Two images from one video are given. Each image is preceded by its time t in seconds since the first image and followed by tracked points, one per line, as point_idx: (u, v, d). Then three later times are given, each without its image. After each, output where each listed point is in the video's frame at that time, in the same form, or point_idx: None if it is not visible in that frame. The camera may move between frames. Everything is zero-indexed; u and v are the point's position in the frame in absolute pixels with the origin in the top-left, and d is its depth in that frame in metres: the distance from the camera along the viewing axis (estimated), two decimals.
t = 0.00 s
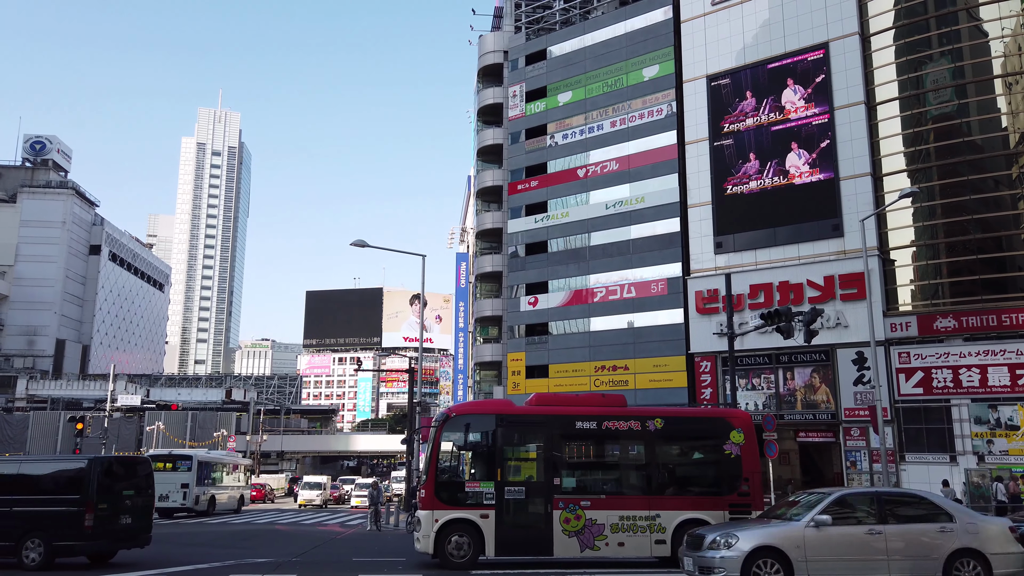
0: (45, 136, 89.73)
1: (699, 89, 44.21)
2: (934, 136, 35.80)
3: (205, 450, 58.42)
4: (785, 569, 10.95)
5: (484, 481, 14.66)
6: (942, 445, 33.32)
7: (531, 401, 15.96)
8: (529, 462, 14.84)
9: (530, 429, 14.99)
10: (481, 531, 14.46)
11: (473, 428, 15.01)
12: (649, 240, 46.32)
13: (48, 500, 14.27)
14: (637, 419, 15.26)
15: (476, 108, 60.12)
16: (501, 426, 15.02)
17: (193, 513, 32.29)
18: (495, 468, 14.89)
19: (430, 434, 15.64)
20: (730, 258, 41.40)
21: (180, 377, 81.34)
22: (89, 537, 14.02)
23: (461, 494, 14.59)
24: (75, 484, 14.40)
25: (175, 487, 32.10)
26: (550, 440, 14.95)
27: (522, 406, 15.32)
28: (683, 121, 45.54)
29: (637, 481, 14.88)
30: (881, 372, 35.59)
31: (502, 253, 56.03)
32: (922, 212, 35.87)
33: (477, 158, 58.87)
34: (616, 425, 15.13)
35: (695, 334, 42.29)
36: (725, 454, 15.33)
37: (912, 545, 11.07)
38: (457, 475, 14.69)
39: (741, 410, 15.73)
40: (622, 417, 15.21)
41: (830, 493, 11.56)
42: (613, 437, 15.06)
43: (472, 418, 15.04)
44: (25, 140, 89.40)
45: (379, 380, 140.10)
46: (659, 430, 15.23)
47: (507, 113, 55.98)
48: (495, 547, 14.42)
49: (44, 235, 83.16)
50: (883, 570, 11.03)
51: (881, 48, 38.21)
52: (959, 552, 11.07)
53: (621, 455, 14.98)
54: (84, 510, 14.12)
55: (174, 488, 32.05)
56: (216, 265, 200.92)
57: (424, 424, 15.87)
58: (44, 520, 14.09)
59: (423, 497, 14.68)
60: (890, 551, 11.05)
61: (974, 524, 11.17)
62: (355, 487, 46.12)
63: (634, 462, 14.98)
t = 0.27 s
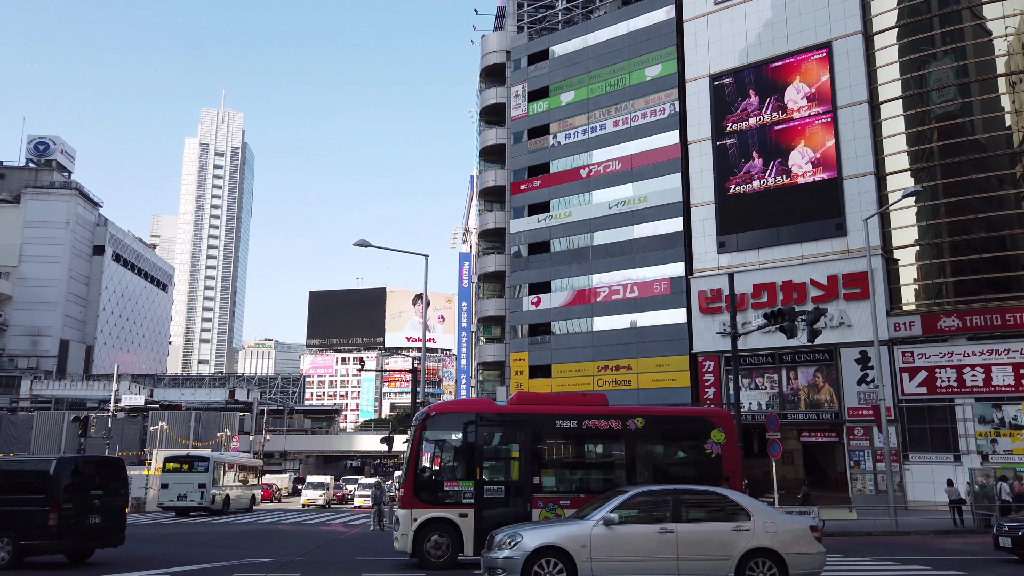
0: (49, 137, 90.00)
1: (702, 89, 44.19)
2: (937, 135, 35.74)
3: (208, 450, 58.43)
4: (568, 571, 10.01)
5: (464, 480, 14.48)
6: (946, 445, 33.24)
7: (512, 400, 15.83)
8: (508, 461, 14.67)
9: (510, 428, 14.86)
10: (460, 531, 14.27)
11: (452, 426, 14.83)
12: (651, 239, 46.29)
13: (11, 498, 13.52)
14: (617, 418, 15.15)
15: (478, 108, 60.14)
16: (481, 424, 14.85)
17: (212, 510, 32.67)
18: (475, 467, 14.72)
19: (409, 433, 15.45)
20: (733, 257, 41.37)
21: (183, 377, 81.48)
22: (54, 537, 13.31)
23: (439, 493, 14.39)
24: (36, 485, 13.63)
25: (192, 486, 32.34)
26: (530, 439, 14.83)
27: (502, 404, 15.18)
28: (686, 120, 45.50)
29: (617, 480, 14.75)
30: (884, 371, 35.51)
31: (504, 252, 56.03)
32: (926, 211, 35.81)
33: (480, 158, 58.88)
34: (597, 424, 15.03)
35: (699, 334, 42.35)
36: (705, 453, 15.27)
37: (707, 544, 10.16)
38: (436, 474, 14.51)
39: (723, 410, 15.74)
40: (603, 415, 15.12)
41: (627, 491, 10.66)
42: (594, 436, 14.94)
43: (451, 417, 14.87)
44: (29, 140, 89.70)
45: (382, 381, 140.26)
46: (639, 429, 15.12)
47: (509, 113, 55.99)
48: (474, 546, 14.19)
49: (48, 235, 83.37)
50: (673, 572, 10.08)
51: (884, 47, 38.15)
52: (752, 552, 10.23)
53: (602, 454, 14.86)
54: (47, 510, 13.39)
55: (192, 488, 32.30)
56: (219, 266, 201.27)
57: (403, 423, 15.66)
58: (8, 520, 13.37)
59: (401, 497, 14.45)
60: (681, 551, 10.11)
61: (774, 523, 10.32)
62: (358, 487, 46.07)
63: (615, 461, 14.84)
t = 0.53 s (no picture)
0: (52, 137, 90.13)
1: (705, 88, 44.13)
2: (941, 134, 35.64)
3: (212, 450, 58.45)
4: (334, 572, 9.42)
5: (438, 479, 14.89)
6: (950, 445, 33.14)
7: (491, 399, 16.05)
8: (481, 461, 14.99)
9: (485, 428, 15.13)
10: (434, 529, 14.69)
11: (426, 428, 15.24)
12: (654, 239, 46.22)
13: None
14: (592, 417, 15.15)
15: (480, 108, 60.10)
16: (455, 426, 15.22)
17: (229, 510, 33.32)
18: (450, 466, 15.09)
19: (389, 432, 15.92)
20: (736, 257, 41.29)
21: (186, 378, 81.55)
22: (19, 537, 13.27)
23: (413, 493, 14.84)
24: (5, 484, 13.59)
25: (209, 487, 32.95)
26: (504, 439, 15.02)
27: (478, 405, 15.45)
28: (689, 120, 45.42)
29: (592, 480, 14.68)
30: (888, 371, 35.38)
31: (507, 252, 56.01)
32: (930, 210, 35.64)
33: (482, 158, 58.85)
34: (571, 423, 15.07)
35: (702, 334, 42.29)
36: (681, 453, 14.91)
37: (487, 545, 9.57)
38: (411, 474, 14.95)
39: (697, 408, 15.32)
40: (577, 415, 15.14)
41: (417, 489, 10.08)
42: (568, 435, 14.99)
43: (425, 419, 15.30)
44: (32, 141, 89.86)
45: (385, 381, 140.31)
46: (614, 428, 15.03)
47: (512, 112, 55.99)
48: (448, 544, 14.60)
49: (51, 236, 83.50)
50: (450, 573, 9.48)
51: (888, 46, 38.04)
52: (536, 552, 9.63)
53: (576, 453, 14.87)
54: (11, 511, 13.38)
55: (208, 488, 32.92)
56: (222, 266, 201.46)
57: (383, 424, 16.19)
58: None
59: (378, 496, 15.00)
60: (460, 552, 9.51)
61: (560, 523, 9.73)
62: (362, 487, 46.08)
63: (589, 461, 14.82)
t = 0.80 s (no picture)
0: (56, 138, 90.36)
1: (708, 88, 44.07)
2: (945, 133, 35.57)
3: (215, 450, 58.55)
4: (88, 570, 9.51)
5: (406, 481, 14.43)
6: (954, 445, 33.07)
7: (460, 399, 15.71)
8: (452, 462, 14.63)
9: (456, 428, 14.80)
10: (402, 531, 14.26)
11: (394, 427, 14.78)
12: (657, 239, 46.19)
13: None
14: (563, 417, 15.03)
15: (483, 108, 60.11)
16: (424, 425, 14.81)
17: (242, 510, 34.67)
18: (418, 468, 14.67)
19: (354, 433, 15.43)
20: (739, 257, 41.26)
21: (190, 378, 81.68)
22: None
23: (382, 494, 14.39)
24: None
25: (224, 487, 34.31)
26: (476, 439, 14.73)
27: (449, 404, 15.10)
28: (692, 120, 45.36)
29: (562, 480, 14.60)
30: (892, 371, 35.32)
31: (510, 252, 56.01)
32: (934, 210, 35.57)
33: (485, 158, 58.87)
34: (543, 423, 14.93)
35: (705, 334, 42.16)
36: (652, 452, 14.96)
37: (256, 546, 9.63)
38: (377, 476, 14.49)
39: (668, 407, 15.36)
40: (548, 414, 15.01)
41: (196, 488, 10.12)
42: (540, 436, 14.84)
43: (394, 418, 14.83)
44: (36, 141, 90.12)
45: (388, 381, 140.50)
46: (585, 428, 14.94)
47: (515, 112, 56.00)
48: (416, 547, 14.22)
49: (55, 236, 83.67)
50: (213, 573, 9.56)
51: (891, 45, 37.95)
52: (309, 555, 9.70)
53: (547, 453, 14.74)
54: None
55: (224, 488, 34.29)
56: (226, 266, 201.82)
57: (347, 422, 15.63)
58: None
59: (345, 497, 14.49)
60: (222, 552, 9.58)
61: (336, 525, 9.81)
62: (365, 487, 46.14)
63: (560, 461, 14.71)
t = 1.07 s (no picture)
0: (60, 139, 90.65)
1: (711, 88, 44.06)
2: (948, 133, 35.53)
3: (219, 450, 58.70)
4: None
5: (377, 480, 14.44)
6: (958, 445, 33.06)
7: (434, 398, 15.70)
8: (422, 462, 14.63)
9: (428, 428, 14.79)
10: (372, 531, 14.27)
11: (365, 427, 14.78)
12: (660, 239, 46.20)
13: None
14: (536, 416, 15.01)
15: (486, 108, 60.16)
16: (396, 426, 14.81)
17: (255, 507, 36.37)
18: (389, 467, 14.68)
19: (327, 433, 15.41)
20: (742, 257, 41.27)
21: (194, 378, 81.89)
22: None
23: (353, 493, 14.37)
24: None
25: (239, 485, 36.00)
26: (448, 438, 14.75)
27: (421, 404, 15.10)
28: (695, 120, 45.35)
29: (534, 480, 14.62)
30: (895, 371, 35.29)
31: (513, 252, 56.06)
32: (938, 209, 35.60)
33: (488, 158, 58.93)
34: (515, 423, 14.91)
35: (707, 334, 42.23)
36: (624, 452, 15.01)
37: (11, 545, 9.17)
38: (348, 476, 14.47)
39: (642, 407, 15.34)
40: (521, 414, 15.00)
41: None
42: (513, 435, 14.84)
43: (365, 418, 14.83)
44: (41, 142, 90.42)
45: (391, 381, 140.74)
46: (557, 428, 14.94)
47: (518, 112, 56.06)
48: (386, 547, 14.21)
49: (59, 236, 83.90)
50: None
51: (894, 45, 37.92)
52: (68, 553, 9.27)
53: (519, 453, 14.75)
54: None
55: (238, 487, 35.97)
56: (229, 266, 202.24)
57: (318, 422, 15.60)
58: None
59: (315, 497, 14.47)
60: None
61: (97, 521, 9.37)
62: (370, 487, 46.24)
63: (531, 461, 14.73)
